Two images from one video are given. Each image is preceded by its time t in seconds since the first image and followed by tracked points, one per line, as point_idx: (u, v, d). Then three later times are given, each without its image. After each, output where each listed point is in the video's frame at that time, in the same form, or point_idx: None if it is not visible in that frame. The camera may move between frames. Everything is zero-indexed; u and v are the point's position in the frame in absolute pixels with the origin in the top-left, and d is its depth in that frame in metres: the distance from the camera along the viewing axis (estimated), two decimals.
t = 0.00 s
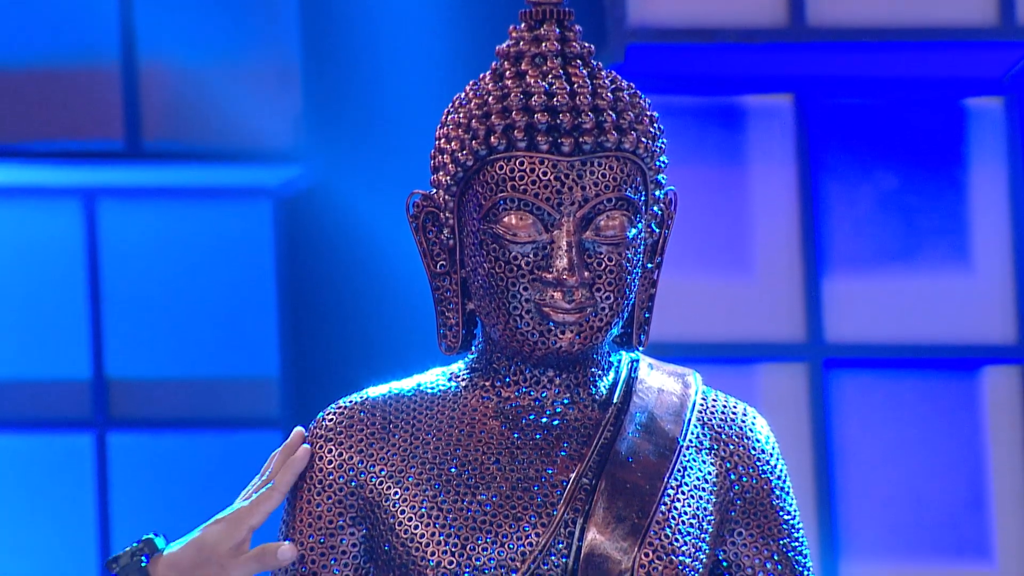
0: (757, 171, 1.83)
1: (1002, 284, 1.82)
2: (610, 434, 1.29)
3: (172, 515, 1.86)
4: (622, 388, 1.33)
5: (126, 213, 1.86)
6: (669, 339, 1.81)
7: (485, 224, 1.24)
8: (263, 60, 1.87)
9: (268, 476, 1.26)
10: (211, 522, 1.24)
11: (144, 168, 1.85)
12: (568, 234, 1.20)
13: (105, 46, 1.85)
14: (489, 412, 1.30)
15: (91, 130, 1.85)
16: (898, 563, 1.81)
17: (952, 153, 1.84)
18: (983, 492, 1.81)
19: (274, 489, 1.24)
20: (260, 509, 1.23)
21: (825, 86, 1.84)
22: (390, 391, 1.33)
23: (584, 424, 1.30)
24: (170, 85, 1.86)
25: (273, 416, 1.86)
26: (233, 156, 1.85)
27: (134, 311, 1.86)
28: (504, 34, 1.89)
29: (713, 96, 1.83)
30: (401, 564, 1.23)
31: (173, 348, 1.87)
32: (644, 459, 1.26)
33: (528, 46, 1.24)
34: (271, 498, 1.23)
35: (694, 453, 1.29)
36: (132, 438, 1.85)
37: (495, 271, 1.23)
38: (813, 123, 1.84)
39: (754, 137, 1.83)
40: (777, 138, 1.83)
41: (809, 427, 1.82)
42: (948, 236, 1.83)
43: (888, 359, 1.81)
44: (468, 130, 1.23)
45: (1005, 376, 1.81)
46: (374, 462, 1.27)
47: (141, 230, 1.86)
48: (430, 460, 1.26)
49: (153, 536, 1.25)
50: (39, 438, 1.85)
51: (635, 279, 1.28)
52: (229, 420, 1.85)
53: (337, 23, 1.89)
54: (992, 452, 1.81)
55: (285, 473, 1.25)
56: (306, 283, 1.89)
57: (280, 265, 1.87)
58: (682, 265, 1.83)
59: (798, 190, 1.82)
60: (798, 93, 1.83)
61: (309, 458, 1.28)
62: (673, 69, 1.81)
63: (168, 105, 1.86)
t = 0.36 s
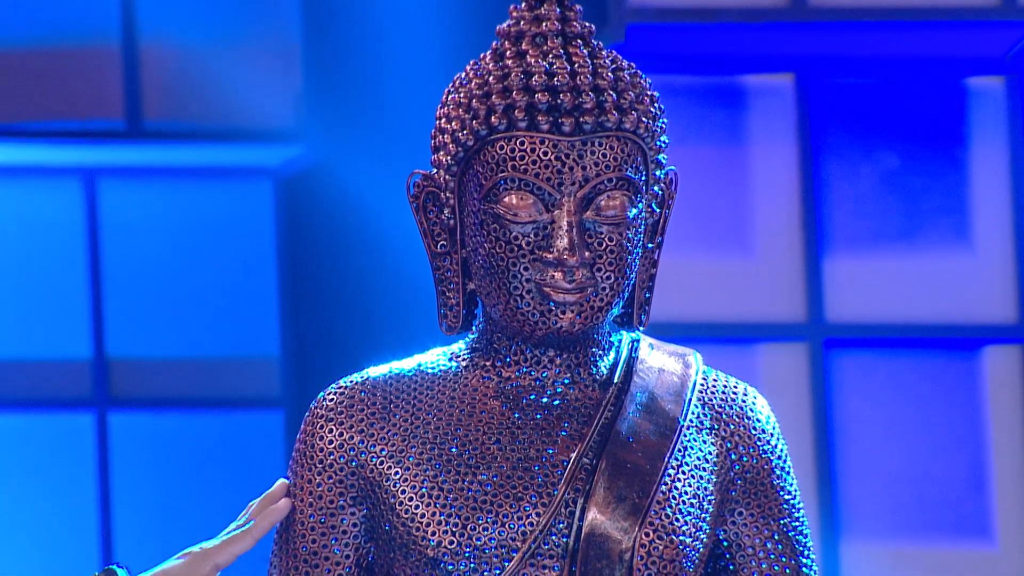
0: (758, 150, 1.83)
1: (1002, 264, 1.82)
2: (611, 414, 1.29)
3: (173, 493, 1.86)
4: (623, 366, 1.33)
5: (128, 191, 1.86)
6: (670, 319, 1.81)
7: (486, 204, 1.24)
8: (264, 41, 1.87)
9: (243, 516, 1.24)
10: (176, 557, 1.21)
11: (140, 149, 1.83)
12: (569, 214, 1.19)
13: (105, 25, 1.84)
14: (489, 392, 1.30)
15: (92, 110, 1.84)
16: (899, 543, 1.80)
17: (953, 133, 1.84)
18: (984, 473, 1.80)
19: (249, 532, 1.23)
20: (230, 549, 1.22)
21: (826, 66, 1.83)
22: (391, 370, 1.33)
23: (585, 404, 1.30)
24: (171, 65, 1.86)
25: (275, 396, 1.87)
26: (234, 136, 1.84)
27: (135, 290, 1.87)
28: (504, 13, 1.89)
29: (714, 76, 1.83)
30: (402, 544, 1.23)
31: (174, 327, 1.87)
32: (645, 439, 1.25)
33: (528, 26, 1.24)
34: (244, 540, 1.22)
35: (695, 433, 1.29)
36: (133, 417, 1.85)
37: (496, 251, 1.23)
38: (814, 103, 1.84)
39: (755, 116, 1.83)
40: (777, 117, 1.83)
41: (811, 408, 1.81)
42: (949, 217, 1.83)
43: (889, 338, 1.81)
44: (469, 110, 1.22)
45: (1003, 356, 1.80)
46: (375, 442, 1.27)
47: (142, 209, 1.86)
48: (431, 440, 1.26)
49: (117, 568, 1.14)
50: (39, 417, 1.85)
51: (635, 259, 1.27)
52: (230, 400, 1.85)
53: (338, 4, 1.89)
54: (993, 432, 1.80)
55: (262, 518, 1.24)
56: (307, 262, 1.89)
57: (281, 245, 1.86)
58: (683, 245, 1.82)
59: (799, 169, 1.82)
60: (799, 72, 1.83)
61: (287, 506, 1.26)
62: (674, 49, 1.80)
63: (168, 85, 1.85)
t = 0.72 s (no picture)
0: (759, 127, 1.82)
1: (1003, 240, 1.82)
2: (611, 391, 1.29)
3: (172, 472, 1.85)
4: (623, 344, 1.33)
5: (126, 167, 1.85)
6: (671, 295, 1.81)
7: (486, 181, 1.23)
8: (263, 18, 1.86)
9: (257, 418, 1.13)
10: (194, 462, 1.15)
11: (140, 124, 1.85)
12: (569, 191, 1.19)
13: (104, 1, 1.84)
14: (489, 368, 1.30)
15: (91, 86, 1.84)
16: (899, 519, 1.79)
17: (954, 109, 1.83)
18: (983, 448, 1.80)
19: (255, 436, 1.12)
20: (238, 453, 1.12)
21: (828, 43, 1.82)
22: (391, 347, 1.33)
23: (586, 381, 1.30)
24: (170, 41, 1.86)
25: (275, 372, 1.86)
26: (234, 113, 1.85)
27: (134, 267, 1.87)
28: None
29: (714, 53, 1.82)
30: (401, 521, 1.24)
31: (174, 303, 1.87)
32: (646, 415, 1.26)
33: (529, 2, 1.24)
34: (248, 443, 1.11)
35: (696, 409, 1.29)
36: (133, 393, 1.85)
37: (496, 228, 1.22)
38: (815, 79, 1.83)
39: (756, 92, 1.82)
40: (779, 94, 1.82)
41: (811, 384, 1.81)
42: (950, 193, 1.82)
43: (889, 314, 1.80)
44: (469, 87, 1.22)
45: (1004, 332, 1.81)
46: (375, 419, 1.27)
47: (140, 184, 1.85)
48: (432, 417, 1.27)
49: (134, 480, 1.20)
50: (38, 394, 1.84)
51: (635, 236, 1.27)
52: (231, 377, 1.86)
53: None
54: (992, 408, 1.81)
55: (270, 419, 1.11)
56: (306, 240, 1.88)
57: (281, 222, 1.86)
58: (684, 221, 1.82)
59: (799, 145, 1.82)
60: (801, 49, 1.82)
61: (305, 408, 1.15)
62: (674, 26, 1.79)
63: (168, 61, 1.85)
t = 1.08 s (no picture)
0: (761, 99, 1.81)
1: (1006, 213, 1.81)
2: (613, 363, 1.30)
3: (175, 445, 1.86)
4: (626, 317, 1.34)
5: (128, 140, 1.86)
6: (673, 268, 1.81)
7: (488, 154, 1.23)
8: None
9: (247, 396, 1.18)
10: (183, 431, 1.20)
11: (141, 97, 1.83)
12: (571, 164, 1.18)
13: None
14: (491, 342, 1.31)
15: (92, 58, 1.82)
16: (899, 493, 1.78)
17: (957, 82, 1.82)
18: (984, 423, 1.80)
19: (244, 411, 1.16)
20: (225, 427, 1.16)
21: (830, 15, 1.81)
22: (393, 321, 1.33)
23: (587, 354, 1.31)
24: (170, 13, 1.85)
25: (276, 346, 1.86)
26: (234, 85, 1.83)
27: (135, 240, 1.87)
28: None
29: (716, 25, 1.81)
30: (403, 494, 1.24)
31: (176, 275, 1.87)
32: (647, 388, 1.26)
33: None
34: (236, 419, 1.16)
35: (697, 382, 1.29)
36: (136, 365, 1.85)
37: (498, 201, 1.22)
38: (817, 52, 1.82)
39: (758, 65, 1.82)
40: (781, 66, 1.82)
41: (813, 356, 1.80)
42: (952, 165, 1.82)
43: (891, 287, 1.80)
44: (471, 60, 1.21)
45: (1005, 304, 1.79)
46: (377, 392, 1.27)
47: (142, 157, 1.86)
48: (433, 390, 1.27)
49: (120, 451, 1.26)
50: (41, 366, 1.85)
51: (637, 209, 1.27)
52: (232, 350, 1.85)
53: None
54: (994, 382, 1.80)
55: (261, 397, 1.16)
56: (306, 211, 1.85)
57: (283, 195, 1.86)
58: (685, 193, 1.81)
59: (802, 118, 1.81)
60: (803, 22, 1.82)
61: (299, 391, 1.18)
62: None
63: (169, 34, 1.84)
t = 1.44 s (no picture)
0: (764, 69, 1.81)
1: (1011, 182, 1.80)
2: (616, 335, 1.30)
3: (178, 416, 1.87)
4: (628, 289, 1.34)
5: (130, 110, 1.86)
6: (676, 239, 1.81)
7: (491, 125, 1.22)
8: None
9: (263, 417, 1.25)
10: (204, 457, 1.25)
11: (143, 68, 1.84)
12: (574, 134, 1.18)
13: None
14: (494, 312, 1.31)
15: (94, 27, 1.82)
16: (903, 462, 1.78)
17: (961, 52, 1.81)
18: (987, 392, 1.79)
19: (266, 430, 1.23)
20: (249, 449, 1.22)
21: None
22: (396, 292, 1.33)
23: (590, 325, 1.31)
24: None
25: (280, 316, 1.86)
26: (236, 56, 1.83)
27: (139, 210, 1.87)
28: None
29: None
30: (407, 464, 1.25)
31: (179, 246, 1.87)
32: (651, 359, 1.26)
33: None
34: (260, 441, 1.22)
35: (700, 353, 1.30)
36: (139, 335, 1.85)
37: (501, 172, 1.21)
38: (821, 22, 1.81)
39: (762, 34, 1.81)
40: (784, 36, 1.81)
41: (816, 327, 1.80)
42: (956, 136, 1.81)
43: (895, 257, 1.79)
44: (474, 30, 1.21)
45: (1012, 275, 1.79)
46: (380, 362, 1.27)
47: (145, 127, 1.86)
48: (437, 360, 1.27)
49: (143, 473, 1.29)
50: (44, 336, 1.85)
51: (640, 179, 1.26)
52: (236, 320, 1.86)
53: None
54: (999, 352, 1.79)
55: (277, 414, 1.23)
56: (309, 181, 1.84)
57: (285, 165, 1.85)
58: (688, 163, 1.81)
59: (805, 88, 1.80)
60: None
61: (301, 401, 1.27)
62: None
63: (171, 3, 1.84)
